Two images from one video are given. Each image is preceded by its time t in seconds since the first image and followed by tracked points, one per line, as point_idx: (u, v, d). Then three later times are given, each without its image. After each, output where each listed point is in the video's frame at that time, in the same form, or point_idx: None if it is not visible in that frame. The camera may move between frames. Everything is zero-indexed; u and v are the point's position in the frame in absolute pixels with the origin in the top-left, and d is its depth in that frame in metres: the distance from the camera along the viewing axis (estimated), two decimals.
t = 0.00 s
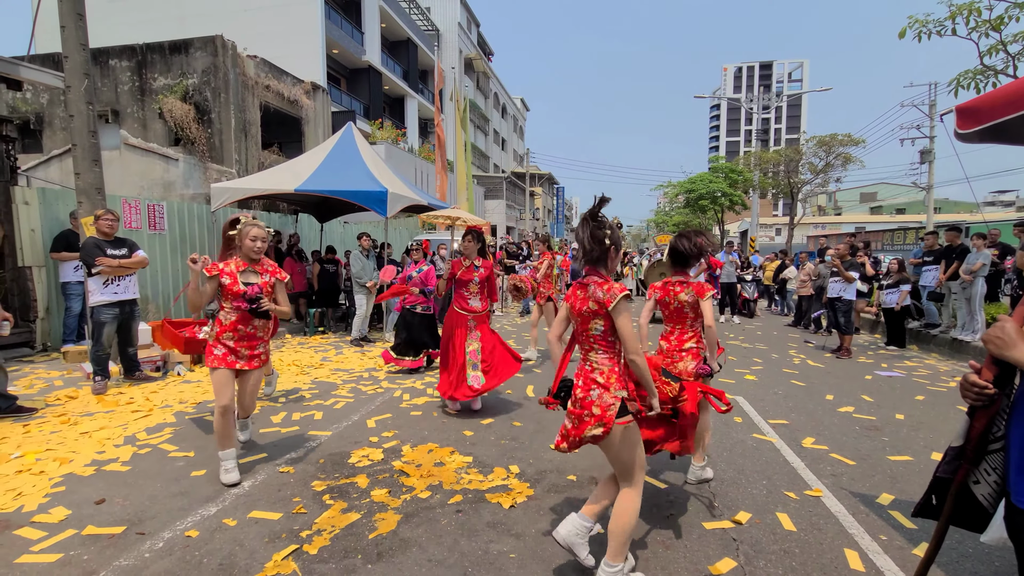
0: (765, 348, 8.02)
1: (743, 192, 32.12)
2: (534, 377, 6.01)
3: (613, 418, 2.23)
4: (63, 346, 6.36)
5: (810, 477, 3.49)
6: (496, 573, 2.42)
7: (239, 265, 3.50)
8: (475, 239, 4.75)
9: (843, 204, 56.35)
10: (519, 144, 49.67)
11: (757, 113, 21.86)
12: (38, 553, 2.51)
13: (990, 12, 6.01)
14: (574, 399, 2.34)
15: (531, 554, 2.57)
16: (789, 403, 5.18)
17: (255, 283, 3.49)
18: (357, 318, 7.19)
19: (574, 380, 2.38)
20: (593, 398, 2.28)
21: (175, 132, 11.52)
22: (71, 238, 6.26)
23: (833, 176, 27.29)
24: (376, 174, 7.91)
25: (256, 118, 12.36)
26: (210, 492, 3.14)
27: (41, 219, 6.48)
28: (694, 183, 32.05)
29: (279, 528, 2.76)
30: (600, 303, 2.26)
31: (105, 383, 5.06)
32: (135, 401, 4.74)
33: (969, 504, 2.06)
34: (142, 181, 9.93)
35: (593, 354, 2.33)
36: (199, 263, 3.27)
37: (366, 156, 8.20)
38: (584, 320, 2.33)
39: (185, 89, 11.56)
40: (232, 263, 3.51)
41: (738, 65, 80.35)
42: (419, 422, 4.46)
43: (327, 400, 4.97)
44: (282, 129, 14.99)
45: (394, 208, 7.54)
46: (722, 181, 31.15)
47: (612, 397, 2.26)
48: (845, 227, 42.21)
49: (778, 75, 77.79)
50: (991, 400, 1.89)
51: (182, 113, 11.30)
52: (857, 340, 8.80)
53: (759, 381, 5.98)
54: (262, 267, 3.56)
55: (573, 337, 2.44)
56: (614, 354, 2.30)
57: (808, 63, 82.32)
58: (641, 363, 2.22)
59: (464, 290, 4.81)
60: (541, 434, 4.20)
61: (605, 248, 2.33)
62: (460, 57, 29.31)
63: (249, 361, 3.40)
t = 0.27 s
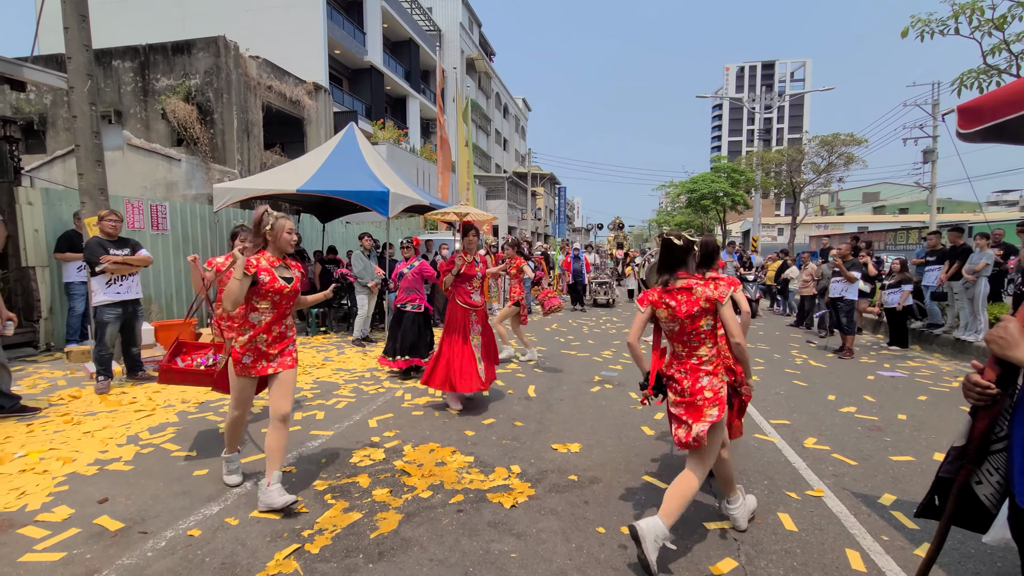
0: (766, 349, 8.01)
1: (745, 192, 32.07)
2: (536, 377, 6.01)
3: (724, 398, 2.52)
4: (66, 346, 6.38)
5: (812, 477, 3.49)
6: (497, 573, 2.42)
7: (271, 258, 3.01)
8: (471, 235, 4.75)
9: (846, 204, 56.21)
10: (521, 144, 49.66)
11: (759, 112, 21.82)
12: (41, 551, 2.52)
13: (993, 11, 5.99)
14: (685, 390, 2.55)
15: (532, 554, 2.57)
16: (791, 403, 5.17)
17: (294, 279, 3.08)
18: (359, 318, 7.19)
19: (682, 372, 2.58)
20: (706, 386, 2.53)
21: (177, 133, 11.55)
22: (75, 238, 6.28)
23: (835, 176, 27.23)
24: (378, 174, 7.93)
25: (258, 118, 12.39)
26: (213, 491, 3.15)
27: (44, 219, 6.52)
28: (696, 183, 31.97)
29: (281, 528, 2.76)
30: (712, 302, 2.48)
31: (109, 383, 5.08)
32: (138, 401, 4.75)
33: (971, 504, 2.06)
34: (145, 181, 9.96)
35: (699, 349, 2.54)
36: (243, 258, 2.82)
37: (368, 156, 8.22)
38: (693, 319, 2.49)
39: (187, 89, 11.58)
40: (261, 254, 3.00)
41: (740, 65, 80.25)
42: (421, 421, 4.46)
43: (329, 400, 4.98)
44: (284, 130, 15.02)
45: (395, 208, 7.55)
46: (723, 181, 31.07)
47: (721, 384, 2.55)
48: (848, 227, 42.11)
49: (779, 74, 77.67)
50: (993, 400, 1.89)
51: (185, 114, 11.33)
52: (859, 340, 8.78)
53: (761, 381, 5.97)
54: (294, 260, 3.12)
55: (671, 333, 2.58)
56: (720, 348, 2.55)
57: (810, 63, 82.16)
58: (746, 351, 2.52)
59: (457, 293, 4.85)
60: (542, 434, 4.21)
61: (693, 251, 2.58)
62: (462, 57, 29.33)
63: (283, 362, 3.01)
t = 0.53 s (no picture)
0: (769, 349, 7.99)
1: (747, 192, 32.00)
2: (538, 377, 6.01)
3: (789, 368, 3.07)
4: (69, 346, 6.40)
5: (814, 477, 3.48)
6: (498, 572, 2.42)
7: (312, 265, 2.87)
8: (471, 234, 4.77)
9: (849, 203, 56.09)
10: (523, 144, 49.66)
11: (761, 112, 21.76)
12: (45, 550, 2.53)
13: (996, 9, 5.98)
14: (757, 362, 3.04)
15: (534, 554, 2.57)
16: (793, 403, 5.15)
17: (333, 287, 2.90)
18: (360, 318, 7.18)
19: (751, 348, 3.07)
20: (774, 358, 3.05)
21: (180, 133, 11.58)
22: (78, 238, 6.30)
23: (838, 176, 27.14)
24: (380, 174, 7.95)
25: (261, 118, 12.42)
26: (215, 490, 3.16)
27: (48, 219, 6.53)
28: (698, 182, 31.93)
29: (283, 527, 2.77)
30: (770, 285, 3.05)
31: (111, 382, 5.10)
32: (140, 400, 4.76)
33: (975, 505, 2.05)
34: (148, 181, 9.98)
35: (757, 326, 3.11)
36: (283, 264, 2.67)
37: (370, 156, 8.23)
38: (754, 298, 3.07)
39: (190, 90, 11.61)
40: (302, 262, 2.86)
41: (742, 64, 80.10)
42: (423, 421, 4.47)
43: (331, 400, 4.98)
44: (286, 130, 15.04)
45: (397, 208, 7.56)
46: (726, 180, 31.05)
47: (784, 354, 3.08)
48: (851, 227, 41.98)
49: (782, 74, 77.51)
50: (997, 400, 1.88)
51: (188, 114, 11.36)
52: (862, 340, 8.75)
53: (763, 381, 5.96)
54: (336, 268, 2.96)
55: (732, 311, 3.16)
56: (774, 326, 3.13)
57: (813, 63, 81.98)
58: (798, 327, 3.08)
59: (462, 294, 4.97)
60: (543, 434, 4.21)
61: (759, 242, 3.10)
62: (464, 57, 29.34)
63: (328, 381, 2.94)
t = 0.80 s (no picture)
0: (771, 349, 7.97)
1: (749, 192, 31.94)
2: (540, 377, 6.01)
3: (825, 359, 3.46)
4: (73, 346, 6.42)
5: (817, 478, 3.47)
6: (501, 572, 2.42)
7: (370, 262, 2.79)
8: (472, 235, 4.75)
9: (851, 203, 55.95)
10: (525, 144, 49.68)
11: (764, 112, 21.72)
12: (49, 549, 2.54)
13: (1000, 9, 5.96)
14: (807, 356, 3.40)
15: (536, 554, 2.57)
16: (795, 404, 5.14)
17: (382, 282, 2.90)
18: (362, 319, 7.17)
19: (796, 343, 3.45)
20: (816, 350, 3.44)
21: (183, 133, 11.61)
22: (82, 239, 6.33)
23: (841, 176, 27.08)
24: (382, 174, 7.96)
25: (263, 119, 12.44)
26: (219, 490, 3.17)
27: (51, 220, 6.54)
28: (700, 182, 31.88)
29: (286, 527, 2.78)
30: (814, 287, 3.45)
31: (115, 382, 5.12)
32: (144, 400, 4.78)
33: (979, 505, 2.05)
34: (151, 182, 10.01)
35: (800, 323, 3.51)
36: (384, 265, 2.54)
37: (373, 156, 8.25)
38: (802, 298, 3.47)
39: (193, 90, 11.64)
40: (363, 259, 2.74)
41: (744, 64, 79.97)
42: (424, 421, 4.47)
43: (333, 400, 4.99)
44: (288, 130, 15.07)
45: (399, 208, 7.57)
46: (728, 180, 31.03)
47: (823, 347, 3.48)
48: (853, 227, 41.88)
49: (784, 74, 77.36)
50: (1001, 401, 1.87)
51: (191, 114, 11.38)
52: (865, 340, 8.72)
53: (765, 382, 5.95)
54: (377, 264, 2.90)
55: (780, 310, 3.50)
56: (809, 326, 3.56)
57: (815, 63, 81.86)
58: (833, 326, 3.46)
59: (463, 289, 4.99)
60: (545, 434, 4.21)
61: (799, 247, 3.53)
62: (465, 57, 29.36)
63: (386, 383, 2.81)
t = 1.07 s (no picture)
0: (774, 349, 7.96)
1: (751, 192, 31.86)
2: (542, 377, 6.01)
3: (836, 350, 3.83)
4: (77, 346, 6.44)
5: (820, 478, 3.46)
6: (503, 572, 2.42)
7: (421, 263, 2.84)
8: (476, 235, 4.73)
9: (854, 203, 55.82)
10: (526, 144, 49.68)
11: (766, 112, 21.68)
12: (53, 548, 2.55)
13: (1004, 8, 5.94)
14: (820, 346, 3.76)
15: (539, 554, 2.57)
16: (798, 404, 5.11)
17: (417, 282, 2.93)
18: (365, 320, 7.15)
19: (812, 335, 3.81)
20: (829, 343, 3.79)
21: (186, 134, 11.64)
22: (86, 239, 6.35)
23: (843, 175, 27.01)
24: (384, 174, 7.96)
25: (265, 119, 12.47)
26: (221, 489, 3.18)
27: (55, 220, 6.57)
28: (702, 182, 31.82)
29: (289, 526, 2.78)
30: (825, 285, 3.78)
31: (118, 382, 5.13)
32: (147, 400, 4.79)
33: (985, 507, 2.04)
34: (154, 182, 10.04)
35: (814, 318, 3.85)
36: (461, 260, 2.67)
37: (375, 157, 8.26)
38: (814, 296, 3.80)
39: (195, 91, 11.66)
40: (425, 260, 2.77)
41: (747, 64, 79.83)
42: (427, 421, 4.47)
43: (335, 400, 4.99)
44: (291, 130, 15.09)
45: (401, 208, 7.58)
46: (730, 180, 30.97)
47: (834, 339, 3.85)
48: (856, 227, 41.75)
49: (787, 73, 77.17)
50: (1006, 401, 1.87)
51: (193, 115, 11.41)
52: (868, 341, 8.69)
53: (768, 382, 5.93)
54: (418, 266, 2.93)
55: (795, 308, 3.85)
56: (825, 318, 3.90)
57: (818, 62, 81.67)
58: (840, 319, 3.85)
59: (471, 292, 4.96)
60: (548, 434, 4.21)
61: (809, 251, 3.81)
62: (467, 57, 29.37)
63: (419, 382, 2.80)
